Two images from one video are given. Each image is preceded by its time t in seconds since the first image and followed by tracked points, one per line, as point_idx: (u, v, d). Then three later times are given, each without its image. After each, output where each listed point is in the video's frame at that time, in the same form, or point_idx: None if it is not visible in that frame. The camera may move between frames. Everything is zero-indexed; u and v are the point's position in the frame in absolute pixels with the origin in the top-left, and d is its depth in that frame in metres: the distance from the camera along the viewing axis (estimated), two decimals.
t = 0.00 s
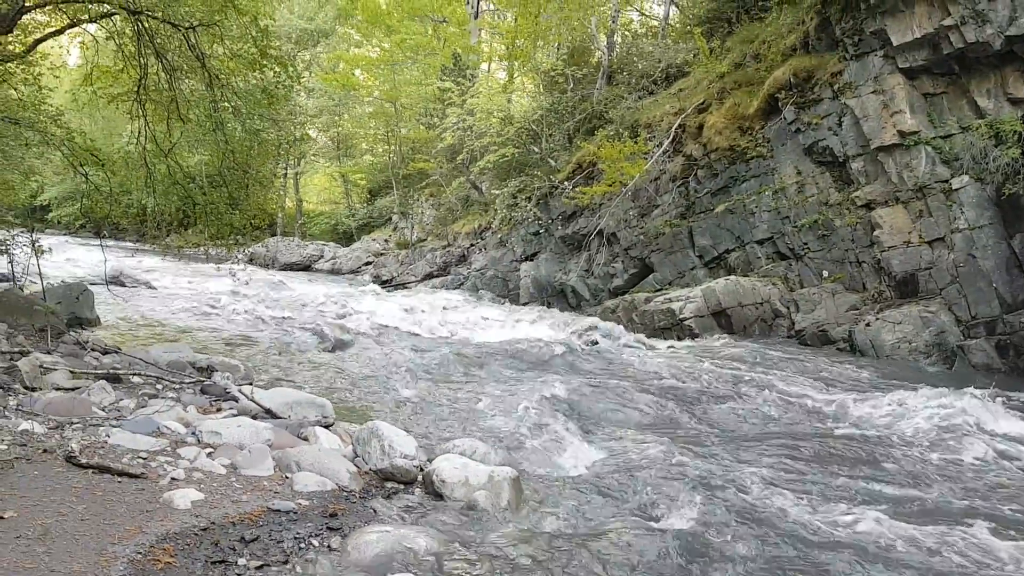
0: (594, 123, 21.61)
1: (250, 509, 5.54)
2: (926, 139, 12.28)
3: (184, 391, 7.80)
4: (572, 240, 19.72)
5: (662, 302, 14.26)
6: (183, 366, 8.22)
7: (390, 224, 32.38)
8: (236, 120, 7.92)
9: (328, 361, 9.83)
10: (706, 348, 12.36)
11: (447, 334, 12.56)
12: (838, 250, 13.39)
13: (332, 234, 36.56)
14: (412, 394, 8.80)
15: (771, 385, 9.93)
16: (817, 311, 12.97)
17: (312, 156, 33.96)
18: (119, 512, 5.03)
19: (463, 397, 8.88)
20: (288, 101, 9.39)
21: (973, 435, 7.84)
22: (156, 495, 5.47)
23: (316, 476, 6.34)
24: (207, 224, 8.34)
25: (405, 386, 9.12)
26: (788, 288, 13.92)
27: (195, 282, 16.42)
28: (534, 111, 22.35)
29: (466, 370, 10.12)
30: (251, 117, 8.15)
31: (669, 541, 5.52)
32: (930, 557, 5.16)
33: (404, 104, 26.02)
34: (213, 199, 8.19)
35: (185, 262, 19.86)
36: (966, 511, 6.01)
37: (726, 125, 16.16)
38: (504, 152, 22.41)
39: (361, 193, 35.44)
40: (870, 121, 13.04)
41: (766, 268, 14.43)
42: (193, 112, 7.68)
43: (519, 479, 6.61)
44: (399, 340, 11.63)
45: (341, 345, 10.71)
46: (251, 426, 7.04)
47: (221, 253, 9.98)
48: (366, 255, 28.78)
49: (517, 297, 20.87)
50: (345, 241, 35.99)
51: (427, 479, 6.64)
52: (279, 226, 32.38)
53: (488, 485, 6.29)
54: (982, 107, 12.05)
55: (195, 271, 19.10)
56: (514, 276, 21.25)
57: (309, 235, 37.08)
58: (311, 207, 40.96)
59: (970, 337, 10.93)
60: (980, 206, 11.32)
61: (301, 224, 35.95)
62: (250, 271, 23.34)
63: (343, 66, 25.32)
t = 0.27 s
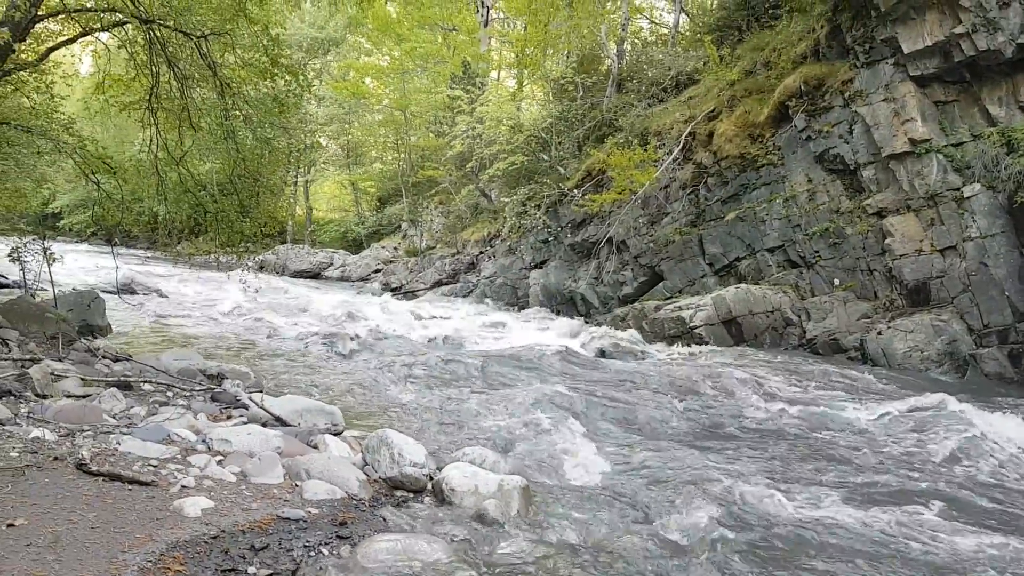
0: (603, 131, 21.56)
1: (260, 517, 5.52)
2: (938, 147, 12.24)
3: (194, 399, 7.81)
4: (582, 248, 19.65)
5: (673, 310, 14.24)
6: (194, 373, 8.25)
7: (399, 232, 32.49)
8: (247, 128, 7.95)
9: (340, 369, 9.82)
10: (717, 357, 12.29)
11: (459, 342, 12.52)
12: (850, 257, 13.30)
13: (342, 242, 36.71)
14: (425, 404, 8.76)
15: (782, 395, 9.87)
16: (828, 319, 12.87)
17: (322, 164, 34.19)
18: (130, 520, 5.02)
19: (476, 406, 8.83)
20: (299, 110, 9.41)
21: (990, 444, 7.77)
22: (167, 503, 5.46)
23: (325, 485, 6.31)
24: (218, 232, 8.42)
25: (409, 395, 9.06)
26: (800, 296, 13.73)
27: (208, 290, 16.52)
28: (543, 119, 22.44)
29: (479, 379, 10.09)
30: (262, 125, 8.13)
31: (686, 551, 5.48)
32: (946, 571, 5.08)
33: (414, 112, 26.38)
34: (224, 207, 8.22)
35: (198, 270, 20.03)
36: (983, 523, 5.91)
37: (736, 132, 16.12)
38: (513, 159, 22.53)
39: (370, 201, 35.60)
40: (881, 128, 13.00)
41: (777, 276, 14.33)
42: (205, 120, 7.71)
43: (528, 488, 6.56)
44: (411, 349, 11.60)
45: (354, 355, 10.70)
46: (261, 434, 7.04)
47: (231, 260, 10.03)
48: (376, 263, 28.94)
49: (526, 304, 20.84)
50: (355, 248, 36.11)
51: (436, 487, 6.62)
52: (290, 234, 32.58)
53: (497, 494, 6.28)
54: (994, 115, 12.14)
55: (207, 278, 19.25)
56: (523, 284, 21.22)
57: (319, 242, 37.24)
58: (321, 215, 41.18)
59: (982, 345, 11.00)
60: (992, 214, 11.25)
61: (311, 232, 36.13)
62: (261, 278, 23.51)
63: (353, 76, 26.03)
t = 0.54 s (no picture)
0: (619, 140, 21.59)
1: (276, 525, 5.47)
2: (957, 156, 12.19)
3: (211, 406, 7.84)
4: (597, 256, 19.54)
5: (689, 319, 14.26)
6: (211, 382, 8.28)
7: (414, 240, 32.63)
8: (265, 137, 7.99)
9: (361, 379, 9.82)
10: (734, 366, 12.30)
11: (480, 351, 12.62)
12: (868, 267, 13.21)
13: (357, 250, 36.91)
14: (447, 414, 8.76)
15: (801, 406, 9.79)
16: (846, 329, 12.78)
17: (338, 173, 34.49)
18: (147, 528, 4.98)
19: (499, 416, 8.83)
20: (317, 119, 9.46)
21: (1017, 455, 7.64)
22: (183, 510, 5.42)
23: (340, 493, 6.25)
24: (236, 240, 8.45)
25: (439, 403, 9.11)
26: (818, 305, 13.64)
27: (226, 298, 16.65)
28: (559, 127, 22.55)
29: (500, 388, 10.08)
30: (280, 135, 8.22)
31: (709, 566, 5.40)
32: None
33: (429, 121, 26.62)
34: (241, 215, 8.28)
35: (215, 278, 20.23)
36: (1014, 536, 5.80)
37: (753, 140, 16.10)
38: (528, 168, 22.62)
39: (386, 210, 35.82)
40: (899, 137, 12.96)
41: (794, 285, 14.24)
42: (223, 130, 7.78)
43: (544, 498, 6.51)
44: (430, 358, 11.62)
45: (376, 365, 10.72)
46: (277, 442, 7.04)
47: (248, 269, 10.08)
48: (391, 271, 29.10)
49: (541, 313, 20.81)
50: (371, 257, 36.30)
51: (453, 496, 6.59)
52: (306, 242, 32.88)
53: (514, 504, 6.23)
54: (1014, 123, 12.06)
55: (225, 286, 19.43)
56: (538, 293, 21.19)
57: (334, 250, 37.47)
58: (337, 223, 41.50)
59: (1003, 356, 10.67)
60: (1013, 222, 11.16)
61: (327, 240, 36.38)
62: (276, 286, 23.68)
63: (369, 85, 26.19)
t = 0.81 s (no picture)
0: (629, 146, 21.54)
1: (286, 532, 5.44)
2: (968, 162, 12.15)
3: (221, 413, 7.86)
4: (606, 263, 19.53)
5: (700, 325, 14.21)
6: (222, 389, 8.30)
7: (424, 247, 32.69)
8: (274, 145, 8.02)
9: (372, 387, 9.80)
10: (744, 373, 12.22)
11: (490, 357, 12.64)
12: (879, 273, 13.14)
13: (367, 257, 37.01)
14: (460, 421, 8.73)
15: (813, 413, 9.72)
16: (858, 336, 12.70)
17: (348, 180, 34.65)
18: (157, 535, 4.94)
19: (510, 424, 8.79)
20: (326, 127, 9.50)
21: None
22: (193, 517, 5.38)
23: (351, 500, 6.24)
24: (246, 247, 8.49)
25: (453, 411, 9.10)
26: (829, 311, 13.64)
27: (236, 305, 16.70)
28: (568, 134, 22.58)
29: (510, 396, 10.04)
30: (290, 142, 8.24)
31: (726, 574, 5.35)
32: None
33: (437, 128, 26.73)
34: (251, 222, 8.32)
35: (226, 285, 20.32)
36: None
37: (763, 147, 16.08)
38: (537, 174, 22.64)
39: (395, 216, 35.91)
40: (910, 143, 12.92)
41: (805, 292, 14.18)
42: (233, 137, 7.82)
43: (553, 505, 6.49)
44: (442, 365, 11.61)
45: (387, 372, 10.69)
46: (287, 449, 7.04)
47: (259, 276, 10.12)
48: (401, 277, 29.17)
49: (550, 319, 20.76)
50: (380, 263, 36.37)
51: (462, 503, 6.57)
52: (316, 249, 33.04)
53: (523, 512, 6.21)
54: None
55: (235, 293, 19.52)
56: (547, 299, 21.14)
57: (343, 257, 37.58)
58: (347, 230, 41.66)
59: (1015, 363, 10.75)
60: None
61: (336, 247, 36.50)
62: (285, 292, 23.78)
63: (378, 91, 26.01)
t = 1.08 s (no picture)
0: (641, 152, 21.51)
1: (299, 539, 5.44)
2: (983, 168, 12.13)
3: (235, 419, 7.87)
4: (619, 269, 19.43)
5: (712, 332, 14.16)
6: (235, 395, 8.33)
7: (436, 253, 32.73)
8: (288, 151, 8.05)
9: (387, 395, 9.78)
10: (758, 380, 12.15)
11: (504, 364, 12.62)
12: (893, 280, 13.06)
13: (379, 264, 37.13)
14: (477, 429, 8.72)
15: (828, 421, 9.65)
16: (872, 343, 12.63)
17: (360, 187, 34.83)
18: (171, 541, 4.94)
19: (525, 432, 8.76)
20: (339, 133, 9.51)
21: None
22: (207, 523, 5.39)
23: (364, 507, 6.24)
24: (260, 253, 8.58)
25: (473, 418, 9.11)
26: (843, 318, 13.55)
27: (251, 312, 16.75)
28: (581, 140, 22.61)
29: (526, 404, 10.00)
30: (304, 149, 8.24)
31: None
32: None
33: (450, 135, 26.85)
34: (264, 229, 8.37)
35: (239, 291, 20.43)
36: None
37: (775, 153, 16.02)
38: (548, 180, 22.64)
39: (407, 222, 35.95)
40: (924, 149, 12.87)
41: (818, 298, 14.10)
42: (247, 144, 7.88)
43: (567, 513, 6.46)
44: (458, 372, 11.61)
45: (403, 380, 10.69)
46: (300, 455, 7.04)
47: (272, 282, 10.15)
48: (412, 284, 29.23)
49: (562, 326, 20.71)
50: (392, 269, 36.46)
51: (475, 511, 6.54)
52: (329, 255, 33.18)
53: (537, 520, 6.19)
54: None
55: (249, 299, 19.60)
56: (559, 305, 21.10)
57: (356, 263, 37.73)
58: (359, 237, 41.80)
59: None
60: None
61: (349, 253, 36.64)
62: (297, 298, 23.88)
63: (391, 98, 26.16)
